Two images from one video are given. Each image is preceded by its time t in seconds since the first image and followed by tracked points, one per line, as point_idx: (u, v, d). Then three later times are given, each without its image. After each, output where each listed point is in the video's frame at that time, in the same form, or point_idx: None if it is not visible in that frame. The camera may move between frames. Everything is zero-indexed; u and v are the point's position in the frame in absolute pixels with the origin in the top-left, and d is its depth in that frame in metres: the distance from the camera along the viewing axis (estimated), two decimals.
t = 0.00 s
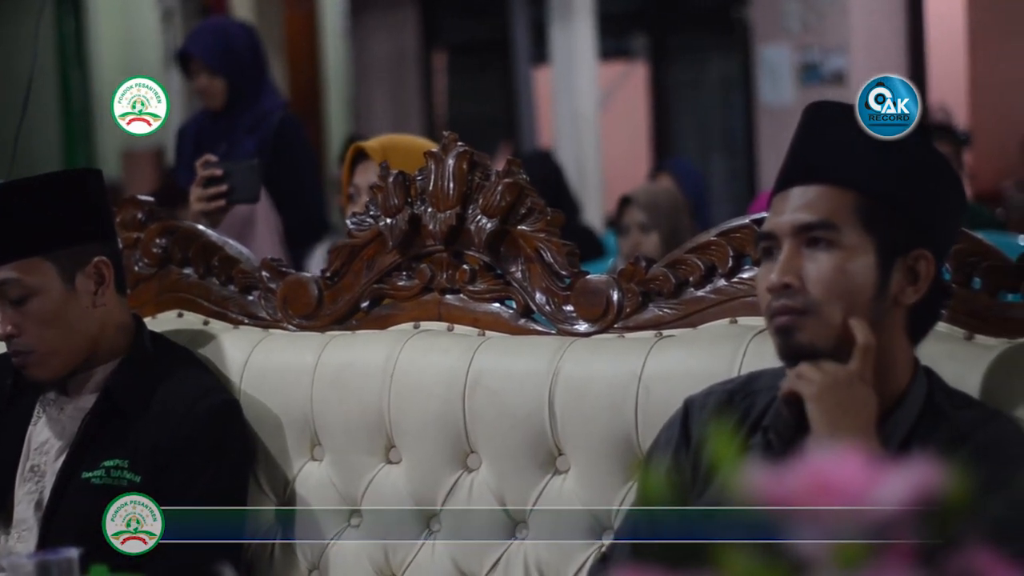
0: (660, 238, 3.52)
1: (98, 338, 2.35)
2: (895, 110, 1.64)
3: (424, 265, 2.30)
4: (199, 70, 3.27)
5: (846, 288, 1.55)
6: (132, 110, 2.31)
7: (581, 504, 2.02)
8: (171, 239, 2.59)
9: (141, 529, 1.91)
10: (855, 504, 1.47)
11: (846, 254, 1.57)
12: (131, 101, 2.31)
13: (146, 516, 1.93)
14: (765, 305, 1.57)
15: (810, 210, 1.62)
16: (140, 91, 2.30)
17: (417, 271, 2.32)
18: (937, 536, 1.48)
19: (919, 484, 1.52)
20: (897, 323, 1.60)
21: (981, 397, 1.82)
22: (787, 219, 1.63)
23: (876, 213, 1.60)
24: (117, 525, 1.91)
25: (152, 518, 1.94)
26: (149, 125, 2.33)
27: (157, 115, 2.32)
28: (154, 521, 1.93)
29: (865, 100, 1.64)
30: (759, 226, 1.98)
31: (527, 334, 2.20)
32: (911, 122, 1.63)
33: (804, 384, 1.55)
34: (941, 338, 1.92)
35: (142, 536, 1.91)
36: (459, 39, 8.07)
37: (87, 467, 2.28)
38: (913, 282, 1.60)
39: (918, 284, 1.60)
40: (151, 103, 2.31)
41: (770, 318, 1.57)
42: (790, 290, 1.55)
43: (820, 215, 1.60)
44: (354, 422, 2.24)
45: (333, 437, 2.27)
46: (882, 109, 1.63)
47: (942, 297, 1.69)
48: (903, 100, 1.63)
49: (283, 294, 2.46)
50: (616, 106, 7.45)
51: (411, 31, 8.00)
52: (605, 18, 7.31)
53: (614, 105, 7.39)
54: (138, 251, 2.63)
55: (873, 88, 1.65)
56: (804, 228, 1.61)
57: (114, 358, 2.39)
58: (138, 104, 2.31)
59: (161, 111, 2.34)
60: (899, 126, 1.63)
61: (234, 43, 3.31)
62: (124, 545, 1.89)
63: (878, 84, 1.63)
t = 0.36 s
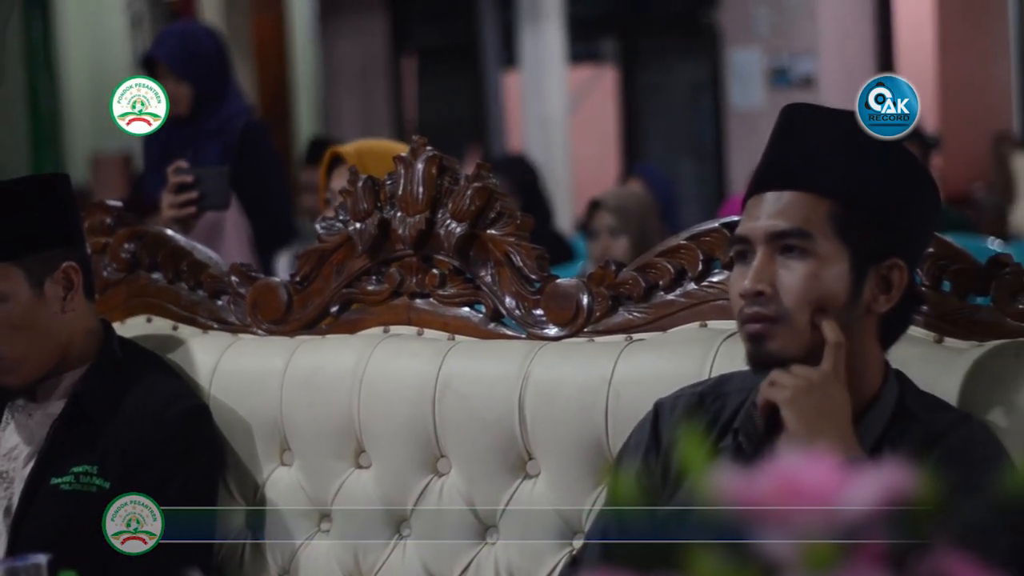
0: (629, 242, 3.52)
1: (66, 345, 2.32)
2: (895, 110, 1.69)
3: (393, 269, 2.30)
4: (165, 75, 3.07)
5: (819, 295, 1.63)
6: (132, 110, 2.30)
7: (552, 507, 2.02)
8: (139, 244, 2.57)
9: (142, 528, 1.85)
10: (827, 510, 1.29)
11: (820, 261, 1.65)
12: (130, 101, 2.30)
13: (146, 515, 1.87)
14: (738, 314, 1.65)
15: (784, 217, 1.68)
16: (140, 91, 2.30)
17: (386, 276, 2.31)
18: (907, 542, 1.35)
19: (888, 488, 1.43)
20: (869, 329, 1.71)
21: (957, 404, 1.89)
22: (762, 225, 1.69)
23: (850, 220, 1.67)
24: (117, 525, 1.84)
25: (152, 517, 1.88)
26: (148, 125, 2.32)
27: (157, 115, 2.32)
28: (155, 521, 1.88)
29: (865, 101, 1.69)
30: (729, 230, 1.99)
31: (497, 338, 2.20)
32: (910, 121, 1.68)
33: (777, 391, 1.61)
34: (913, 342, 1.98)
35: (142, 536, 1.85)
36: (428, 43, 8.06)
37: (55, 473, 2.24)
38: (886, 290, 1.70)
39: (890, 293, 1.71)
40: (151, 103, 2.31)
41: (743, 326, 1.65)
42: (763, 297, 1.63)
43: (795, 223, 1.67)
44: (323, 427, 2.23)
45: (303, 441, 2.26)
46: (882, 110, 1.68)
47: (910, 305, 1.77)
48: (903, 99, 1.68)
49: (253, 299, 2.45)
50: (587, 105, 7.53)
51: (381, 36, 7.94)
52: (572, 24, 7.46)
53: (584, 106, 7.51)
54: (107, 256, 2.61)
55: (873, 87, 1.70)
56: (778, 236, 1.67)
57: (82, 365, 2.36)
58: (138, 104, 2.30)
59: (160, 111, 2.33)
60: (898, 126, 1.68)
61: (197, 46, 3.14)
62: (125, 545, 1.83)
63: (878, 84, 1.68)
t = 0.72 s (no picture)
0: (608, 243, 3.52)
1: (45, 345, 2.28)
2: (896, 109, 1.72)
3: (372, 271, 2.28)
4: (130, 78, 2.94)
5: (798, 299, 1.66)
6: (132, 110, 2.12)
7: (533, 509, 1.99)
8: (118, 245, 2.56)
9: (141, 528, 1.87)
10: (802, 519, 1.47)
11: (799, 266, 1.67)
12: (130, 101, 2.12)
13: (146, 517, 1.89)
14: (718, 319, 1.68)
15: (760, 220, 1.70)
16: (139, 91, 2.12)
17: (365, 278, 2.29)
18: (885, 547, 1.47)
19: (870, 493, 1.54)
20: (847, 331, 1.73)
21: (938, 405, 1.93)
22: (738, 228, 1.72)
23: (825, 224, 1.69)
24: (117, 526, 1.87)
25: (153, 518, 1.90)
26: (148, 127, 2.15)
27: (157, 116, 2.14)
28: (155, 522, 1.89)
29: (865, 101, 1.72)
30: (709, 231, 1.97)
31: (477, 339, 2.19)
32: (909, 122, 1.72)
33: (756, 398, 1.67)
34: (892, 343, 2.03)
35: (142, 536, 1.87)
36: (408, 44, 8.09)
37: (33, 476, 2.22)
38: (866, 293, 1.74)
39: (870, 295, 1.73)
40: (151, 103, 2.13)
41: (723, 330, 1.67)
42: (741, 302, 1.65)
43: (771, 226, 1.69)
44: (302, 428, 2.22)
45: (281, 443, 2.24)
46: (881, 110, 1.71)
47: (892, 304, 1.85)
48: (903, 100, 1.71)
49: (231, 301, 2.44)
50: (568, 106, 7.61)
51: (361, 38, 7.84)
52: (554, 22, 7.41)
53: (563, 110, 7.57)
54: (84, 258, 2.57)
55: (874, 87, 1.73)
56: (755, 240, 1.70)
57: (62, 365, 2.31)
58: (138, 104, 2.12)
59: (160, 111, 2.15)
60: (898, 126, 1.71)
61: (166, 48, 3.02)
62: (124, 544, 1.86)
63: (878, 85, 1.71)
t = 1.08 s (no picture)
0: (585, 245, 3.52)
1: (21, 347, 2.25)
2: (896, 109, 1.55)
3: (351, 273, 2.23)
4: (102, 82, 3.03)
5: (775, 299, 1.73)
6: (131, 110, 2.11)
7: (511, 512, 1.98)
8: (95, 246, 2.53)
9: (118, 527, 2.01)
10: (780, 516, 0.89)
11: (777, 265, 1.75)
12: (130, 101, 2.11)
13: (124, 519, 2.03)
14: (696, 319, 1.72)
15: (739, 221, 1.77)
16: (139, 90, 2.10)
17: (343, 279, 2.24)
18: (865, 545, 0.95)
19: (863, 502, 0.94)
20: (827, 330, 1.83)
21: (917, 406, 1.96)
22: (717, 229, 1.79)
23: (802, 222, 1.78)
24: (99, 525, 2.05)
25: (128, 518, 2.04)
26: (148, 126, 2.13)
27: (158, 115, 2.12)
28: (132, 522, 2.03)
29: (864, 100, 1.55)
30: (686, 233, 1.93)
31: (455, 342, 2.14)
32: (911, 122, 1.54)
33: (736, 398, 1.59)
34: (871, 344, 2.06)
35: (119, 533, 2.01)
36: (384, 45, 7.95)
37: (9, 477, 2.21)
38: (845, 293, 1.83)
39: (848, 295, 1.83)
40: (151, 103, 2.11)
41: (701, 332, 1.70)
42: (720, 303, 1.70)
43: (749, 227, 1.76)
44: (278, 431, 2.18)
45: (258, 446, 2.21)
46: (882, 109, 1.54)
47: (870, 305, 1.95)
48: (904, 99, 1.55)
49: (209, 304, 2.41)
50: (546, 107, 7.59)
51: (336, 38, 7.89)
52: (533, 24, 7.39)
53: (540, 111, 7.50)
54: (62, 260, 2.55)
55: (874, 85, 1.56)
56: (735, 240, 1.77)
57: (39, 367, 2.29)
58: (137, 104, 2.10)
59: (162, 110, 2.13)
60: (898, 126, 1.54)
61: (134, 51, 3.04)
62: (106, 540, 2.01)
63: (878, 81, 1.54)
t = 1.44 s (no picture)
0: (565, 246, 3.53)
1: None
2: (895, 109, 1.66)
3: (330, 274, 2.22)
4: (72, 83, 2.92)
5: (751, 299, 1.76)
6: (132, 110, 2.17)
7: (490, 513, 1.98)
8: (73, 247, 2.51)
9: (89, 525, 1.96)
10: (760, 519, 0.88)
11: (754, 267, 1.78)
12: (131, 100, 2.17)
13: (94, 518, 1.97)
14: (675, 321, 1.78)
15: (716, 222, 1.80)
16: (139, 91, 2.16)
17: (323, 280, 2.23)
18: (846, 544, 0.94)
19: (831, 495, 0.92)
20: (805, 329, 1.86)
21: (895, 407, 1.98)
22: (694, 230, 1.82)
23: (779, 224, 1.79)
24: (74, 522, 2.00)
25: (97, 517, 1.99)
26: (149, 126, 2.18)
27: (158, 115, 2.17)
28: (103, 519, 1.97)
29: (865, 100, 1.67)
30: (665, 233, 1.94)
31: (434, 343, 2.13)
32: (910, 122, 1.66)
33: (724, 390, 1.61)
34: (849, 344, 2.07)
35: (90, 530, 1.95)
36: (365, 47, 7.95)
37: None
38: (822, 293, 1.85)
39: (826, 295, 1.85)
40: (151, 103, 2.17)
41: (681, 333, 1.76)
42: (698, 304, 1.75)
43: (726, 228, 1.79)
44: (257, 432, 2.18)
45: (237, 448, 2.20)
46: (881, 109, 1.65)
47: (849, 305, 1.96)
48: (903, 99, 1.66)
49: (188, 305, 2.40)
50: (528, 109, 7.43)
51: (315, 43, 7.89)
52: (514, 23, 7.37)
53: (523, 112, 7.39)
54: (40, 262, 2.53)
55: (874, 86, 1.68)
56: (713, 241, 1.80)
57: (15, 370, 2.26)
58: (138, 104, 2.16)
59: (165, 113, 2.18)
60: (897, 127, 1.66)
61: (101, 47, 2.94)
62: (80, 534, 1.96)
63: (878, 84, 1.66)
